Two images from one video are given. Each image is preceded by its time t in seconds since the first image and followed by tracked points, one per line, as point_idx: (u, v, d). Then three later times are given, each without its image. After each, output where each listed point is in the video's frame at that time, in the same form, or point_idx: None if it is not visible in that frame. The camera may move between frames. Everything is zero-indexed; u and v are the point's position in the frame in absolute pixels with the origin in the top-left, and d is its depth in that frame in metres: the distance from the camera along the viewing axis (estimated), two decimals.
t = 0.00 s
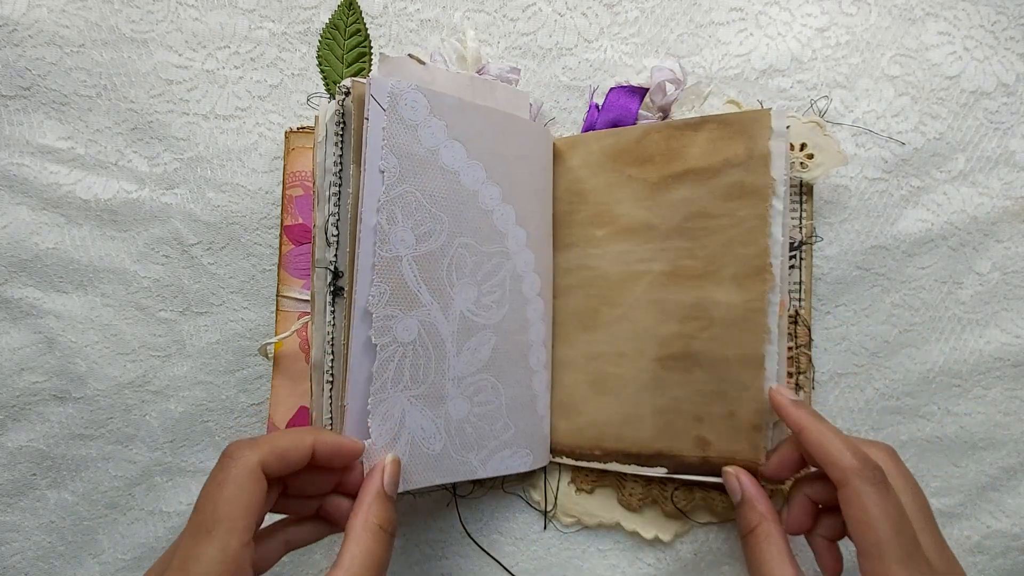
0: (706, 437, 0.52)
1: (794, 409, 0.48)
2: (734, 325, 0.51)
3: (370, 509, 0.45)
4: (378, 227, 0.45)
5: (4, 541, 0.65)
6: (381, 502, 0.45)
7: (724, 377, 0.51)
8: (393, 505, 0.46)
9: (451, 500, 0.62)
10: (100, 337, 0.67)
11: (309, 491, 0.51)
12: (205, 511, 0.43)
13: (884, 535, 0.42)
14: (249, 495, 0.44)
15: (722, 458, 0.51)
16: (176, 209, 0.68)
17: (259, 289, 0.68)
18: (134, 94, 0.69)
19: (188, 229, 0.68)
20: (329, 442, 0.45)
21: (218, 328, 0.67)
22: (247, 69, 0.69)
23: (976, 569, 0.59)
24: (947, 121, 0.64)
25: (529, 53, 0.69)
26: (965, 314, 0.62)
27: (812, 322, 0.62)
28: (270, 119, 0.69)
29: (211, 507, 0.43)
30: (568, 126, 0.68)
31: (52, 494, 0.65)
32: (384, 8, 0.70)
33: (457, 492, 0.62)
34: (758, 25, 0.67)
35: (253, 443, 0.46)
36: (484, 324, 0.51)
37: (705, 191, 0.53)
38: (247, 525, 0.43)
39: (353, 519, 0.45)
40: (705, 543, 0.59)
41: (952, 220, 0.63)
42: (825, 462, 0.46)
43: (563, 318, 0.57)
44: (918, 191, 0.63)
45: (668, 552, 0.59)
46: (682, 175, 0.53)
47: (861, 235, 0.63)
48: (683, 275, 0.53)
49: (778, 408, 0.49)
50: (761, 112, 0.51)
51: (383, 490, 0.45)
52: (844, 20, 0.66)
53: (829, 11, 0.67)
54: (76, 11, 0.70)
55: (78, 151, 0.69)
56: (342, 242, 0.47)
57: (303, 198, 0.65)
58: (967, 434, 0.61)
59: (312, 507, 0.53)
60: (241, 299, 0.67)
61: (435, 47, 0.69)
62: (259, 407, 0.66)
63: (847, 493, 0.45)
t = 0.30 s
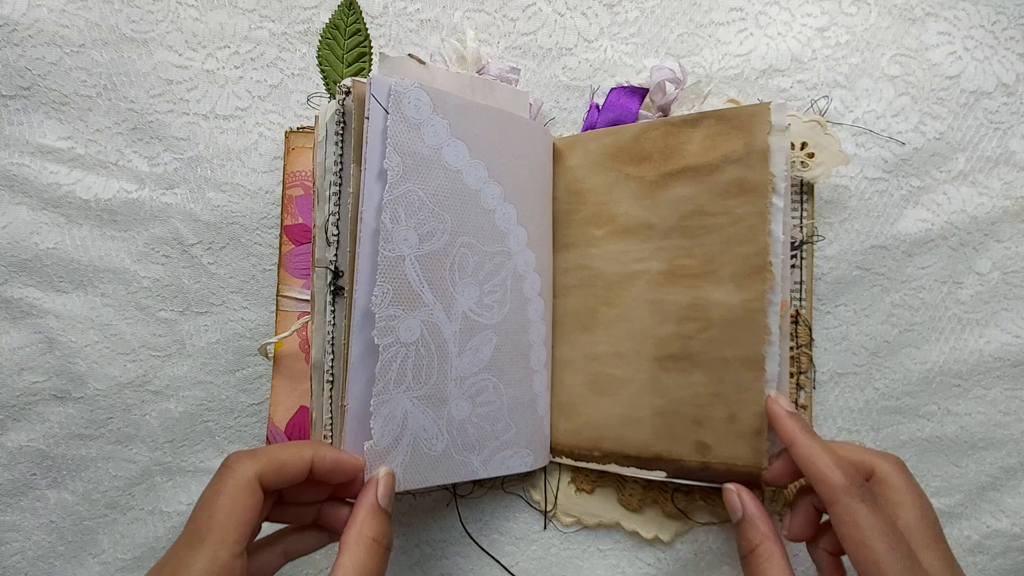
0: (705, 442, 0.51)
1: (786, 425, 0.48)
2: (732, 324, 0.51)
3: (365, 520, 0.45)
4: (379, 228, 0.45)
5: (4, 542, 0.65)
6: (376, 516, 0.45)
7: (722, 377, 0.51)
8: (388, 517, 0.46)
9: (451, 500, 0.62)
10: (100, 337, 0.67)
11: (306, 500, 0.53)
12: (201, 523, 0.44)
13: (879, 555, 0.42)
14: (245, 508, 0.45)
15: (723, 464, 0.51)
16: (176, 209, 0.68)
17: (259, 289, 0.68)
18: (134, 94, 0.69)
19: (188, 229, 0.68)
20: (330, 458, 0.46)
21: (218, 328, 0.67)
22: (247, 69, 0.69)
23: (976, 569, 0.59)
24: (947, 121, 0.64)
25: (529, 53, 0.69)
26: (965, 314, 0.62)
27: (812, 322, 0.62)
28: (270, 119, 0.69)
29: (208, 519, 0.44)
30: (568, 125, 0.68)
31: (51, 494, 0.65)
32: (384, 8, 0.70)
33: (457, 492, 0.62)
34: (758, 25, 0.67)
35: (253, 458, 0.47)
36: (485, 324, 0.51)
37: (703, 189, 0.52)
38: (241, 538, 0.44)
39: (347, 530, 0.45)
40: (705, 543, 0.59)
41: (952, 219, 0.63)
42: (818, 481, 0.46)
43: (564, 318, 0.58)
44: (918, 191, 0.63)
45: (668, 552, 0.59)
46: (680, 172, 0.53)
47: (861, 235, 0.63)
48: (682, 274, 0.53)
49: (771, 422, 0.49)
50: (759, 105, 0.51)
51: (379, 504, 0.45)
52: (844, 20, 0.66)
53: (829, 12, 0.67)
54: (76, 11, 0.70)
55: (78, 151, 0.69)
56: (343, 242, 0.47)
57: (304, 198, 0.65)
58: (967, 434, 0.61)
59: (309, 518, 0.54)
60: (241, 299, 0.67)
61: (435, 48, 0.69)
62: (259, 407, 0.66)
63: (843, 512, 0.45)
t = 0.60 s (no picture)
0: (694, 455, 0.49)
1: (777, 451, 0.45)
2: (727, 326, 0.48)
3: (365, 525, 0.45)
4: (380, 228, 0.45)
5: (4, 541, 0.65)
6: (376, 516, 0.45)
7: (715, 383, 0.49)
8: (389, 523, 0.46)
9: (451, 500, 0.62)
10: (100, 337, 0.67)
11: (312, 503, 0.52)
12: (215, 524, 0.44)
13: None
14: (258, 515, 0.44)
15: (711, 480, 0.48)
16: (176, 209, 0.68)
17: (259, 289, 0.68)
18: (134, 94, 0.69)
19: (188, 229, 0.68)
20: (346, 469, 0.44)
21: (218, 328, 0.67)
22: (247, 69, 0.69)
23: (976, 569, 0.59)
24: (947, 121, 0.64)
25: (529, 52, 0.69)
26: (965, 314, 0.62)
27: (812, 322, 0.62)
28: (270, 119, 0.69)
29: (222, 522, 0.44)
30: (568, 125, 0.68)
31: (52, 494, 0.65)
32: (384, 8, 0.70)
33: (457, 493, 0.62)
34: (758, 25, 0.67)
35: (270, 463, 0.46)
36: (487, 325, 0.51)
37: (696, 184, 0.51)
38: (253, 543, 0.44)
39: (346, 535, 0.45)
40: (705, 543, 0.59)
41: (952, 219, 0.63)
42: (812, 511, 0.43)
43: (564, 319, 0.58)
44: (918, 191, 0.63)
45: (668, 553, 0.59)
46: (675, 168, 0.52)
47: (861, 235, 0.63)
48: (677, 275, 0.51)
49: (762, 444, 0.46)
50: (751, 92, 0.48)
51: (377, 505, 0.45)
52: (844, 20, 0.66)
53: (829, 12, 0.67)
54: (76, 11, 0.70)
55: (78, 151, 0.69)
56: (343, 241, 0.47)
57: (303, 198, 0.65)
58: (967, 434, 0.61)
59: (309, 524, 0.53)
60: (241, 298, 0.67)
61: (435, 48, 0.69)
62: (259, 407, 0.66)
63: (835, 550, 0.42)
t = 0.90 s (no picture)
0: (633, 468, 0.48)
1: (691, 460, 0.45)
2: (671, 328, 0.45)
3: (368, 541, 0.44)
4: (383, 228, 0.45)
5: (4, 542, 0.65)
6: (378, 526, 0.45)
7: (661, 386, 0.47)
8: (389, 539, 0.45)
9: (451, 500, 0.62)
10: (100, 337, 0.67)
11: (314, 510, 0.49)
12: (252, 528, 0.40)
13: None
14: (295, 526, 0.41)
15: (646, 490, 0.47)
16: (176, 209, 0.68)
17: (260, 289, 0.68)
18: (134, 93, 0.69)
19: (188, 229, 0.68)
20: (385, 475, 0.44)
21: (218, 328, 0.67)
22: (247, 69, 0.69)
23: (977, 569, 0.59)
24: (947, 121, 0.64)
25: (529, 52, 0.69)
26: (965, 313, 0.62)
27: (812, 322, 0.62)
28: (270, 119, 0.69)
29: (260, 527, 0.40)
30: (568, 125, 0.68)
31: (52, 494, 0.65)
32: (384, 7, 0.70)
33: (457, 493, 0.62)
34: (758, 25, 0.67)
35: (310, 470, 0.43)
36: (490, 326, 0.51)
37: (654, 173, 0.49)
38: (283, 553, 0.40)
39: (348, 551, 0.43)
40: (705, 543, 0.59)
41: (952, 219, 0.63)
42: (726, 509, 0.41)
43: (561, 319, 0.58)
44: (918, 191, 0.63)
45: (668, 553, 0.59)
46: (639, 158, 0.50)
47: (861, 235, 0.63)
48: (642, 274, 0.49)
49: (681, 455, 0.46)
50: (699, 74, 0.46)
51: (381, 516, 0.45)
52: (844, 20, 0.66)
53: (829, 12, 0.67)
54: (76, 11, 0.70)
55: (79, 151, 0.69)
56: (344, 241, 0.48)
57: (304, 198, 0.65)
58: (968, 434, 0.60)
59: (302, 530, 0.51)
60: (241, 298, 0.67)
61: (435, 48, 0.69)
62: (259, 407, 0.66)
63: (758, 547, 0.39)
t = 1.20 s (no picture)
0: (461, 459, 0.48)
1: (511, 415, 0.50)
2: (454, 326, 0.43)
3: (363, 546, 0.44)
4: (383, 227, 0.45)
5: (4, 541, 0.65)
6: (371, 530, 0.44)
7: (443, 396, 0.43)
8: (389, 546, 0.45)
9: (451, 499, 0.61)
10: (100, 337, 0.67)
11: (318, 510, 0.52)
12: (244, 523, 0.44)
13: (573, 531, 0.48)
14: (283, 525, 0.44)
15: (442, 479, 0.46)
16: (176, 209, 0.68)
17: (260, 289, 0.68)
18: (134, 93, 0.69)
19: (188, 229, 0.68)
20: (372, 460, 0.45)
21: (218, 328, 0.67)
22: (247, 69, 0.69)
23: (976, 569, 0.59)
24: (947, 121, 0.64)
25: (529, 52, 0.69)
26: (965, 313, 0.62)
27: (812, 322, 0.62)
28: (270, 119, 0.69)
29: (251, 523, 0.44)
30: (568, 125, 0.68)
31: (52, 493, 0.65)
32: (384, 8, 0.70)
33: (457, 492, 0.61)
34: (758, 25, 0.67)
35: (304, 474, 0.46)
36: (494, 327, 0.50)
37: (474, 160, 0.43)
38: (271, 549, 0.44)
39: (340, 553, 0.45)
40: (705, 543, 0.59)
41: (952, 219, 0.63)
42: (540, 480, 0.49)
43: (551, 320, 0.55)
44: (918, 191, 0.63)
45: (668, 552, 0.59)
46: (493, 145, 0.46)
47: (861, 235, 0.63)
48: (477, 272, 0.44)
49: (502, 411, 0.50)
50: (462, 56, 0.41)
51: (370, 522, 0.44)
52: (844, 20, 0.66)
53: (829, 12, 0.67)
54: (76, 11, 0.70)
55: (78, 151, 0.69)
56: (343, 241, 0.48)
57: (303, 198, 0.65)
58: (967, 434, 0.61)
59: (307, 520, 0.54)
60: (241, 298, 0.67)
61: (435, 48, 0.69)
62: (259, 407, 0.66)
63: (555, 501, 0.49)
